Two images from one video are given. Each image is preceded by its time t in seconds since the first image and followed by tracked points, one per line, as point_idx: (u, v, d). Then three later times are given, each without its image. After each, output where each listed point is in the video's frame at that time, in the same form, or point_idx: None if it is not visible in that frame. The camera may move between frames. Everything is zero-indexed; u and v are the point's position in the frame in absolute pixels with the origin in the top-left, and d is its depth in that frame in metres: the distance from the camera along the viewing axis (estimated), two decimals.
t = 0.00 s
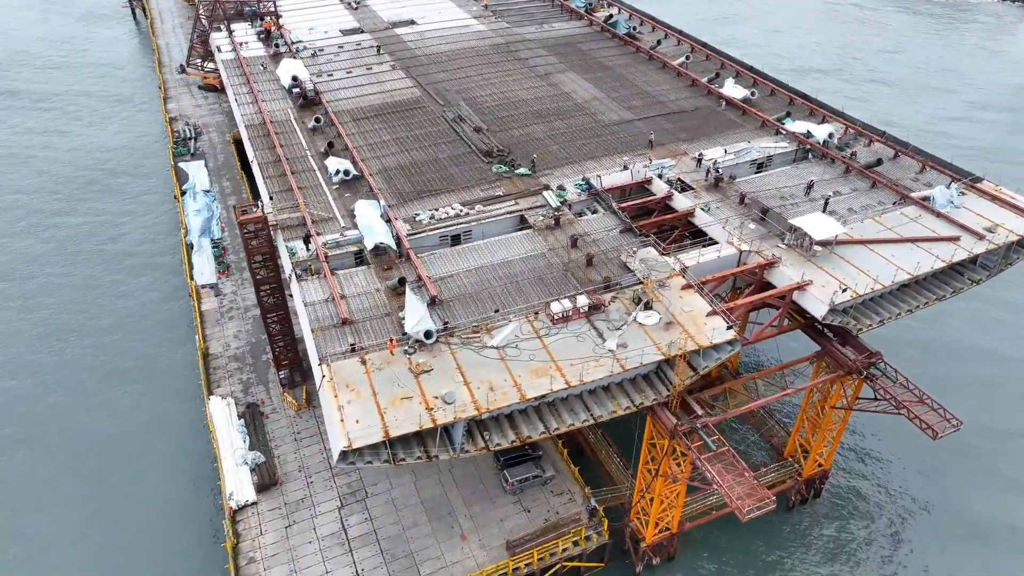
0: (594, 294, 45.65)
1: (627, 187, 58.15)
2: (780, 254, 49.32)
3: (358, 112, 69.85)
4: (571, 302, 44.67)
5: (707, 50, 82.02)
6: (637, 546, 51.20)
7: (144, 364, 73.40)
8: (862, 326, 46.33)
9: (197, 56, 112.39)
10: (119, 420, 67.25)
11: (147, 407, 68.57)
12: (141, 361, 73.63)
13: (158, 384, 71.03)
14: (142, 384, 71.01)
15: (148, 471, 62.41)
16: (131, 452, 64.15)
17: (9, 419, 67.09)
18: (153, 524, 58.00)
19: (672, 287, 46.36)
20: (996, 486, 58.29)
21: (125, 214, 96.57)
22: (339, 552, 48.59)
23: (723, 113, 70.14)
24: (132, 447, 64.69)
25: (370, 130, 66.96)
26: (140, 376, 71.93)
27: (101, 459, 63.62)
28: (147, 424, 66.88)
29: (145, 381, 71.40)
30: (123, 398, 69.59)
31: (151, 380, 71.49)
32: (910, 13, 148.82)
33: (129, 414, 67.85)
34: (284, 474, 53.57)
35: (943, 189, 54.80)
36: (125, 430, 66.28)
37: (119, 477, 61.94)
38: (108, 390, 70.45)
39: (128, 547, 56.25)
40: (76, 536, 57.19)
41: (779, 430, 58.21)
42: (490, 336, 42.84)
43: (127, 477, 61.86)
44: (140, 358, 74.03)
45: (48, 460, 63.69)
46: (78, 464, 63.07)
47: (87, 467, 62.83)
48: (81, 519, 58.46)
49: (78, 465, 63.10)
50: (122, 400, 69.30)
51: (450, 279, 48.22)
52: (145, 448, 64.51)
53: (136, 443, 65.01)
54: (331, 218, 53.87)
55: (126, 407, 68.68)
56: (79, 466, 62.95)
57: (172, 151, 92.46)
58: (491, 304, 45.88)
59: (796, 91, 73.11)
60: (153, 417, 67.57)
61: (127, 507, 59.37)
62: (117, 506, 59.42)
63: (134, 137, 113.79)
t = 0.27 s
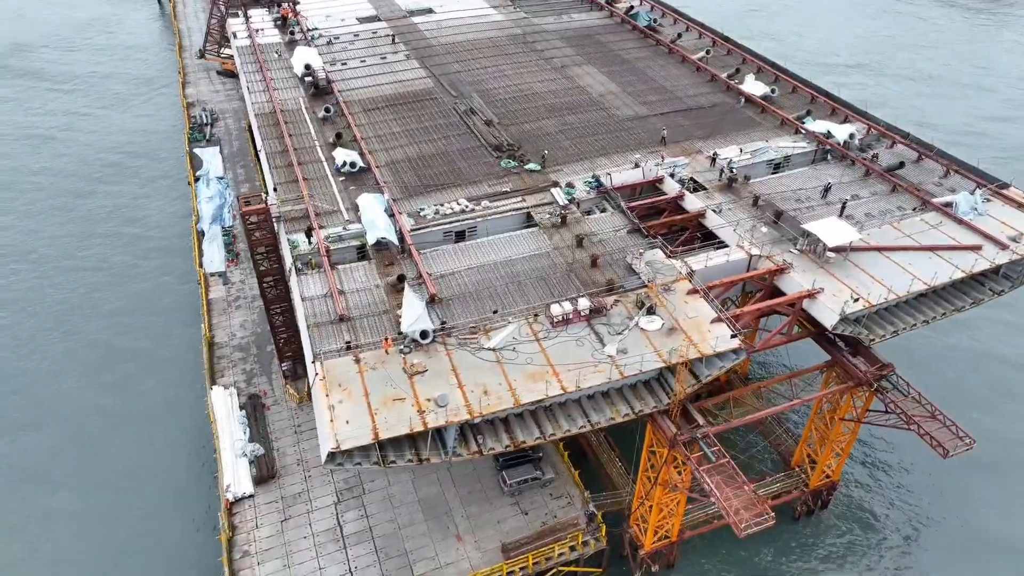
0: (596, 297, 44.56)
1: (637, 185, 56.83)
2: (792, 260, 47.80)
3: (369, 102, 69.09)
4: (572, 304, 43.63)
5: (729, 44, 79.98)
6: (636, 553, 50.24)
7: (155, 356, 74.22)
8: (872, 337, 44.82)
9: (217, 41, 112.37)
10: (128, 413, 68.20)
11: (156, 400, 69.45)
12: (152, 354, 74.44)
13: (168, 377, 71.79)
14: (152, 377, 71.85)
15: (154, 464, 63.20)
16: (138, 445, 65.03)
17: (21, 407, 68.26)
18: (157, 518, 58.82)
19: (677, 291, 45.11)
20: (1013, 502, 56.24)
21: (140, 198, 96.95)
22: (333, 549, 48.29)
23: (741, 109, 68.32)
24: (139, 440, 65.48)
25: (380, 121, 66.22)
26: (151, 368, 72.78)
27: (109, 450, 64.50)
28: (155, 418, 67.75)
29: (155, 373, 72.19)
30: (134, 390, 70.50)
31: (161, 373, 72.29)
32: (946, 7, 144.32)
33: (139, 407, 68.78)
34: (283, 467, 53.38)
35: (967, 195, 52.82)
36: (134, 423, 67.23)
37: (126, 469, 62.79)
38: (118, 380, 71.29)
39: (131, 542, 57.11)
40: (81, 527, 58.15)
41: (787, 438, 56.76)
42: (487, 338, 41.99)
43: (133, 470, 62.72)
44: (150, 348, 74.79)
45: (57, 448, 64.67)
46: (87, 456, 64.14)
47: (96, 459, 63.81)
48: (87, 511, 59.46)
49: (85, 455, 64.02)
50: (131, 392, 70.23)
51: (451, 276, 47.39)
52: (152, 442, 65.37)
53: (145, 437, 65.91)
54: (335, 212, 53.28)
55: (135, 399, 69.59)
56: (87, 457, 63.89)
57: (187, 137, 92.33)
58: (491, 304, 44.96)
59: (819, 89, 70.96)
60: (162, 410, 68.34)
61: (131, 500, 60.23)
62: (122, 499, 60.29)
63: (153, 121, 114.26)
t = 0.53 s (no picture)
0: (596, 300, 43.41)
1: (647, 184, 55.41)
2: (802, 267, 46.23)
3: (379, 92, 68.16)
4: (571, 308, 42.53)
5: (751, 38, 77.83)
6: (633, 561, 49.30)
7: (161, 342, 74.26)
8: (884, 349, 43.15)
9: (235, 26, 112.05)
10: (132, 398, 68.25)
11: (160, 386, 69.45)
12: (158, 338, 74.49)
13: (172, 363, 71.78)
14: (157, 362, 71.86)
15: (155, 452, 63.35)
16: (141, 432, 65.15)
17: (27, 389, 68.54)
18: (156, 507, 58.97)
19: (681, 296, 43.82)
20: None
21: (155, 182, 97.15)
22: (325, 546, 47.95)
23: (759, 106, 66.39)
24: (143, 426, 65.65)
25: (389, 111, 65.31)
26: (157, 353, 72.79)
27: (112, 436, 64.69)
28: (159, 404, 67.76)
29: (161, 358, 72.17)
30: (139, 375, 70.54)
31: (166, 359, 72.32)
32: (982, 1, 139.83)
33: (142, 392, 68.80)
34: (280, 461, 53.06)
35: (990, 203, 50.79)
36: (137, 409, 67.31)
37: (128, 456, 62.99)
38: (123, 364, 71.36)
39: (129, 530, 57.26)
40: (81, 514, 58.43)
41: (794, 447, 55.35)
42: (482, 340, 41.09)
43: (135, 458, 62.91)
44: (157, 334, 74.86)
45: (61, 432, 65.01)
46: (90, 440, 64.36)
47: (98, 445, 64.02)
48: (88, 497, 59.68)
49: (88, 441, 64.26)
50: (136, 377, 70.26)
51: (451, 275, 46.47)
52: (154, 429, 65.46)
53: (147, 423, 66.00)
54: (337, 205, 52.55)
55: (140, 385, 69.62)
56: (90, 442, 64.14)
57: (201, 122, 92.16)
58: (489, 304, 44.01)
59: (841, 87, 68.80)
60: (165, 397, 68.37)
61: (132, 489, 60.40)
62: (123, 487, 60.47)
63: (171, 104, 114.39)
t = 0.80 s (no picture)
0: (595, 306, 42.23)
1: (654, 184, 53.95)
2: (810, 275, 44.67)
3: (386, 83, 67.10)
4: (568, 313, 41.41)
5: (770, 33, 75.62)
6: (628, 570, 48.28)
7: (165, 329, 74.12)
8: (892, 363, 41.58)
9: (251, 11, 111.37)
10: (134, 386, 68.14)
11: (162, 374, 69.33)
12: (163, 325, 74.37)
13: (175, 351, 71.59)
14: (161, 350, 71.73)
15: (154, 441, 63.25)
16: (141, 420, 65.05)
17: (32, 375, 68.68)
18: (154, 497, 58.89)
19: (682, 303, 42.53)
20: None
21: (166, 167, 97.05)
22: (317, 546, 47.51)
23: (776, 105, 64.44)
24: (144, 414, 65.60)
25: (396, 103, 64.24)
26: (160, 340, 72.66)
27: (113, 423, 64.70)
28: (160, 392, 67.61)
29: (164, 346, 72.01)
30: (142, 363, 70.47)
31: (170, 347, 72.14)
32: None
33: (144, 381, 68.68)
34: (275, 456, 52.61)
35: (1012, 212, 48.68)
36: (139, 397, 67.21)
37: (127, 445, 62.94)
38: (127, 351, 71.33)
39: (126, 520, 57.21)
40: (79, 502, 58.47)
41: (799, 458, 53.87)
42: (475, 345, 40.16)
43: (134, 446, 62.83)
44: (162, 322, 74.72)
45: (63, 418, 65.13)
46: (90, 427, 64.36)
47: (99, 432, 63.99)
48: (86, 485, 59.65)
49: (90, 428, 64.33)
50: (139, 364, 70.17)
51: (448, 275, 45.45)
52: (155, 417, 65.31)
53: (147, 411, 65.87)
54: (336, 199, 51.72)
55: (142, 373, 69.51)
56: (91, 429, 64.23)
57: (212, 109, 91.54)
58: (485, 307, 42.99)
59: (861, 86, 66.61)
60: (168, 385, 68.22)
61: (130, 477, 60.35)
62: (121, 476, 60.44)
63: (185, 88, 114.15)
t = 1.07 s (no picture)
0: (591, 312, 41.02)
1: (661, 185, 52.47)
2: (818, 284, 43.08)
3: (392, 75, 65.93)
4: (563, 319, 40.25)
5: (789, 28, 73.45)
6: None
7: (168, 318, 73.79)
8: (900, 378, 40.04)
9: None
10: (134, 375, 67.93)
11: (163, 364, 69.05)
12: (166, 315, 74.09)
13: (177, 340, 71.25)
14: (163, 339, 71.45)
15: (153, 432, 63.04)
16: (140, 411, 64.83)
17: (34, 362, 68.73)
18: (149, 488, 58.63)
19: (682, 311, 41.18)
20: None
21: (176, 153, 96.64)
22: (306, 546, 47.01)
23: (791, 104, 62.50)
24: (142, 404, 65.40)
25: (401, 96, 63.10)
26: (163, 330, 72.38)
27: (111, 412, 64.60)
28: (161, 382, 67.35)
29: (167, 335, 71.73)
30: (143, 352, 70.25)
31: (172, 336, 71.83)
32: None
33: (146, 370, 68.46)
34: (269, 453, 52.06)
35: None
36: (139, 386, 66.95)
37: (126, 436, 62.76)
38: (130, 340, 71.14)
39: (121, 511, 57.01)
40: (75, 491, 58.41)
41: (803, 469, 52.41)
42: (467, 350, 39.17)
43: (133, 437, 62.65)
44: (165, 311, 74.45)
45: (63, 406, 65.09)
46: (90, 416, 64.26)
47: (98, 421, 63.87)
48: (83, 474, 59.58)
49: (88, 416, 64.23)
50: (141, 353, 69.94)
51: (443, 276, 44.45)
52: (154, 407, 65.08)
53: (147, 401, 65.64)
54: (335, 195, 50.81)
55: (144, 362, 69.27)
56: (90, 418, 64.13)
57: (222, 97, 90.74)
58: (479, 310, 41.95)
59: (881, 85, 64.42)
60: (168, 376, 67.94)
61: (127, 467, 60.22)
62: (118, 466, 60.29)
63: (198, 73, 113.67)
